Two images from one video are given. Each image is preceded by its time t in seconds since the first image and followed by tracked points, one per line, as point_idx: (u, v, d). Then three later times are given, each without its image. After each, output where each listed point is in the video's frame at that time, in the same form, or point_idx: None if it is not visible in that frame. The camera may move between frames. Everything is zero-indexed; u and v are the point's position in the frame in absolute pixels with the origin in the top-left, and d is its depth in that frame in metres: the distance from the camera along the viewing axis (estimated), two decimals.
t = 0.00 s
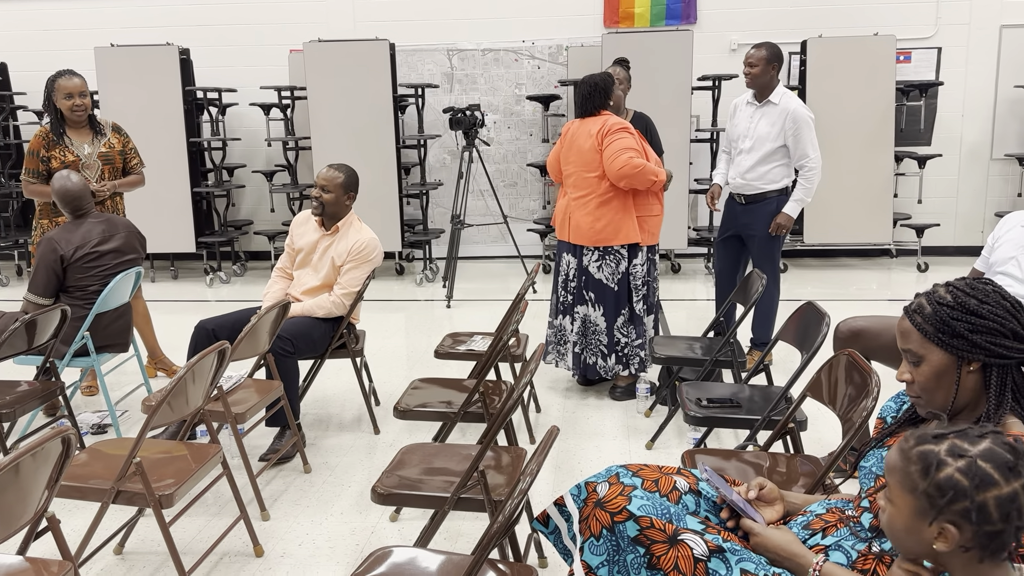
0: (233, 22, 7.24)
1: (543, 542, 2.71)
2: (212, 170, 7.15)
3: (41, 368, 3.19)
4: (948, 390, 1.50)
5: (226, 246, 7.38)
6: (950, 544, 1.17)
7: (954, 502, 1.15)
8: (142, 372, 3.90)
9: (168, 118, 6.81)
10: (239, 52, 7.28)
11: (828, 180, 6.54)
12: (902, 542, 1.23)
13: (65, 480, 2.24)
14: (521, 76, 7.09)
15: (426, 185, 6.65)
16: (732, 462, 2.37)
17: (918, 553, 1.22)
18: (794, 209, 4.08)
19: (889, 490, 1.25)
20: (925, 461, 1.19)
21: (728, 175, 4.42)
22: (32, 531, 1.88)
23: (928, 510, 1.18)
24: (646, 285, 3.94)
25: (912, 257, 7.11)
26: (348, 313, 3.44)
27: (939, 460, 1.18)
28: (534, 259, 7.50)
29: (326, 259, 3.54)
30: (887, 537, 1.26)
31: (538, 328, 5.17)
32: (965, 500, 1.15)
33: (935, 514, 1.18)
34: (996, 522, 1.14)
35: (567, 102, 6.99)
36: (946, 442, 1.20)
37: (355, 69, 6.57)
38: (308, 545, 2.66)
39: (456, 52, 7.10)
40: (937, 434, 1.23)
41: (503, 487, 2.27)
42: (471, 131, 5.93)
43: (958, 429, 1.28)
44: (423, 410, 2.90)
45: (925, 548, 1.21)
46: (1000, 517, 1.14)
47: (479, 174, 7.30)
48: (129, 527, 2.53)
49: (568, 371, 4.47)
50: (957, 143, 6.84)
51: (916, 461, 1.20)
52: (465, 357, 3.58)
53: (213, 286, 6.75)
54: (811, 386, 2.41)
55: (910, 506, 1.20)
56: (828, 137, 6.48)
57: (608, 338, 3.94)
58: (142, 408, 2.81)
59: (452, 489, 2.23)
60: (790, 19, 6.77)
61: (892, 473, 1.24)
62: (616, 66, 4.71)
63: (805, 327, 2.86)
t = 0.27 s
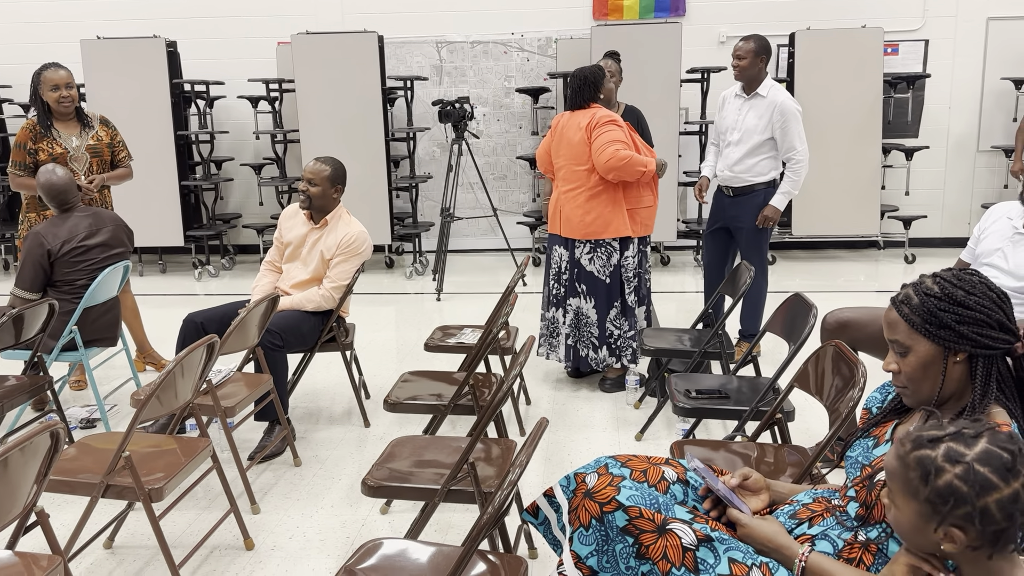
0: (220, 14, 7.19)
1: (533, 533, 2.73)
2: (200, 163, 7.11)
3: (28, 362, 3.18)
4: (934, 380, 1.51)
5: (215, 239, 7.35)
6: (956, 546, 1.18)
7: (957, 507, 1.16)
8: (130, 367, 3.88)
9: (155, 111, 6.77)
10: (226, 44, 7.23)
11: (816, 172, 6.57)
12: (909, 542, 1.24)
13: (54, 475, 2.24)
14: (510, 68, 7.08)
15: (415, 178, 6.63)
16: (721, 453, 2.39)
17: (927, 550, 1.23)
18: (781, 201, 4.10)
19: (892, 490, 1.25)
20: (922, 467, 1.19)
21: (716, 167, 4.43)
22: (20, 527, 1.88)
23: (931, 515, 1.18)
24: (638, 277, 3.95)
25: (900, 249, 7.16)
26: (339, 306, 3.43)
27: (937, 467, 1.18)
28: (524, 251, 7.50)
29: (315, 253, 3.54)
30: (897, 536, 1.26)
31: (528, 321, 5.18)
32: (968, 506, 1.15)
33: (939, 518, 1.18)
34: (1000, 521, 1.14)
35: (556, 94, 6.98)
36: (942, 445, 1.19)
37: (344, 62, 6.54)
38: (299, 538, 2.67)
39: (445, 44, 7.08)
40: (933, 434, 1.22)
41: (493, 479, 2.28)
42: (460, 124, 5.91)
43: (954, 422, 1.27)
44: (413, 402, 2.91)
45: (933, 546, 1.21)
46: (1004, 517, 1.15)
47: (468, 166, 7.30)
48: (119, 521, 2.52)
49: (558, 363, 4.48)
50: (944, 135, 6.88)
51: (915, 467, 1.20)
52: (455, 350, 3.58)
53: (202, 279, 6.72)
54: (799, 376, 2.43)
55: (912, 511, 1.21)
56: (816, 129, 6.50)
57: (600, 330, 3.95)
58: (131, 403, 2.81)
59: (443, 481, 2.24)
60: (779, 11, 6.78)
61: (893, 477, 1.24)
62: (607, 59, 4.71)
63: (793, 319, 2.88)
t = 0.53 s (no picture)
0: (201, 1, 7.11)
1: (518, 519, 2.75)
2: (182, 152, 7.06)
3: (10, 352, 3.16)
4: (914, 364, 1.53)
5: (199, 229, 7.31)
6: (943, 531, 1.18)
7: (944, 492, 1.16)
8: (113, 357, 3.86)
9: (136, 99, 6.70)
10: (208, 31, 7.16)
11: (799, 160, 6.60)
12: (895, 527, 1.24)
13: (38, 465, 2.23)
14: (494, 56, 7.06)
15: (400, 167, 6.60)
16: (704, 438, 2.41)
17: (912, 536, 1.23)
18: (764, 189, 4.11)
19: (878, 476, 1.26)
20: (909, 453, 1.20)
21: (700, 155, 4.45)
22: (4, 517, 1.87)
23: (918, 500, 1.19)
24: (624, 264, 3.97)
25: (882, 236, 7.22)
26: (324, 296, 3.43)
27: (923, 453, 1.18)
28: (509, 240, 7.50)
29: (299, 242, 3.52)
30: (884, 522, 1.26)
31: (514, 309, 5.19)
32: (955, 490, 1.15)
33: (926, 503, 1.18)
34: (986, 505, 1.15)
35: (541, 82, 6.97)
36: (928, 432, 1.20)
37: (327, 49, 6.50)
38: (285, 527, 2.67)
39: (429, 31, 7.04)
40: (919, 421, 1.23)
41: (479, 465, 2.30)
42: (444, 112, 5.89)
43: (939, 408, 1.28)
44: (399, 391, 2.91)
45: (919, 531, 1.21)
46: (991, 501, 1.15)
47: (453, 155, 7.28)
48: (104, 511, 2.52)
49: (544, 351, 4.50)
50: (926, 123, 6.94)
51: (902, 453, 1.21)
52: (440, 338, 3.58)
53: (186, 269, 6.68)
54: (781, 362, 2.46)
55: (899, 496, 1.21)
56: (800, 117, 6.53)
57: (587, 318, 3.97)
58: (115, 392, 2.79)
59: (429, 469, 2.25)
60: None
61: (879, 464, 1.24)
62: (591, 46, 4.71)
63: (775, 306, 2.90)
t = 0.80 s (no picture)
0: None
1: (498, 496, 2.77)
2: (157, 134, 6.97)
3: None
4: (886, 335, 1.55)
5: (176, 212, 7.25)
6: (919, 491, 1.17)
7: (922, 450, 1.16)
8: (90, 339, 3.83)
9: (109, 80, 6.60)
10: (181, 11, 7.05)
11: (777, 141, 6.64)
12: (870, 489, 1.23)
13: (14, 446, 2.21)
14: (473, 37, 7.01)
15: (378, 148, 6.57)
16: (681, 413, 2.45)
17: (886, 499, 1.22)
18: (741, 169, 4.14)
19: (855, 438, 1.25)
20: (888, 412, 1.19)
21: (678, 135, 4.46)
22: None
23: (896, 459, 1.18)
24: (605, 244, 3.99)
25: (858, 216, 7.30)
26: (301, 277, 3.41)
27: (902, 411, 1.18)
28: (489, 222, 7.50)
29: (275, 222, 3.50)
30: (858, 485, 1.25)
31: (494, 290, 5.20)
32: (932, 448, 1.15)
33: (903, 462, 1.18)
34: (961, 464, 1.15)
35: (519, 63, 6.94)
36: (907, 391, 1.20)
37: (303, 30, 6.43)
38: (265, 506, 2.68)
39: (406, 11, 6.98)
40: (897, 381, 1.23)
41: (458, 442, 2.31)
42: (422, 93, 5.84)
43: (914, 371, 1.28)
44: (378, 370, 2.92)
45: (894, 493, 1.21)
46: (966, 459, 1.15)
47: (432, 136, 7.24)
48: (82, 492, 2.51)
49: (523, 331, 4.51)
50: (902, 104, 6.99)
51: (880, 413, 1.20)
52: (419, 319, 3.58)
53: (163, 253, 6.63)
54: (756, 338, 2.49)
55: (877, 456, 1.20)
56: (778, 98, 6.56)
57: (569, 298, 3.99)
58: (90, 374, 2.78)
59: (408, 446, 2.26)
60: None
61: (857, 425, 1.23)
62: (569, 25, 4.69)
63: (751, 284, 2.93)
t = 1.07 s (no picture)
0: None
1: (468, 463, 2.79)
2: (122, 108, 6.84)
3: None
4: (847, 292, 1.57)
5: (143, 187, 7.12)
6: (879, 436, 1.20)
7: (884, 395, 1.19)
8: (56, 314, 3.78)
9: (71, 52, 6.44)
10: None
11: (748, 114, 6.67)
12: (830, 435, 1.25)
13: None
14: (443, 8, 6.94)
15: (348, 122, 6.49)
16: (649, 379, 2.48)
17: (846, 444, 1.25)
18: (711, 140, 4.16)
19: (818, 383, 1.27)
20: (853, 358, 1.21)
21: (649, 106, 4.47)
22: None
23: (858, 404, 1.21)
24: (579, 216, 4.02)
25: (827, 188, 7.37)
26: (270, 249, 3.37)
27: (867, 356, 1.21)
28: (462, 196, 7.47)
29: (242, 193, 3.46)
30: (818, 431, 1.27)
31: (466, 263, 5.19)
32: (894, 393, 1.19)
33: (865, 406, 1.20)
34: (919, 409, 1.19)
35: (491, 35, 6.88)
36: (871, 338, 1.23)
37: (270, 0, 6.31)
38: (235, 477, 2.67)
39: None
40: (862, 329, 1.26)
41: (427, 409, 2.32)
42: (392, 65, 5.77)
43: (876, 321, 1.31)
44: (348, 340, 2.91)
45: (853, 439, 1.24)
46: (925, 404, 1.19)
47: (403, 110, 7.18)
48: (50, 464, 2.49)
49: (495, 303, 4.52)
50: (870, 77, 7.05)
51: (845, 358, 1.22)
52: (390, 291, 3.57)
53: (130, 229, 6.53)
54: (721, 304, 2.52)
55: (840, 401, 1.23)
56: (749, 71, 6.58)
57: (545, 270, 4.00)
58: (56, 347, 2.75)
59: (378, 413, 2.27)
60: None
61: (821, 371, 1.25)
62: None
63: (717, 252, 2.96)
